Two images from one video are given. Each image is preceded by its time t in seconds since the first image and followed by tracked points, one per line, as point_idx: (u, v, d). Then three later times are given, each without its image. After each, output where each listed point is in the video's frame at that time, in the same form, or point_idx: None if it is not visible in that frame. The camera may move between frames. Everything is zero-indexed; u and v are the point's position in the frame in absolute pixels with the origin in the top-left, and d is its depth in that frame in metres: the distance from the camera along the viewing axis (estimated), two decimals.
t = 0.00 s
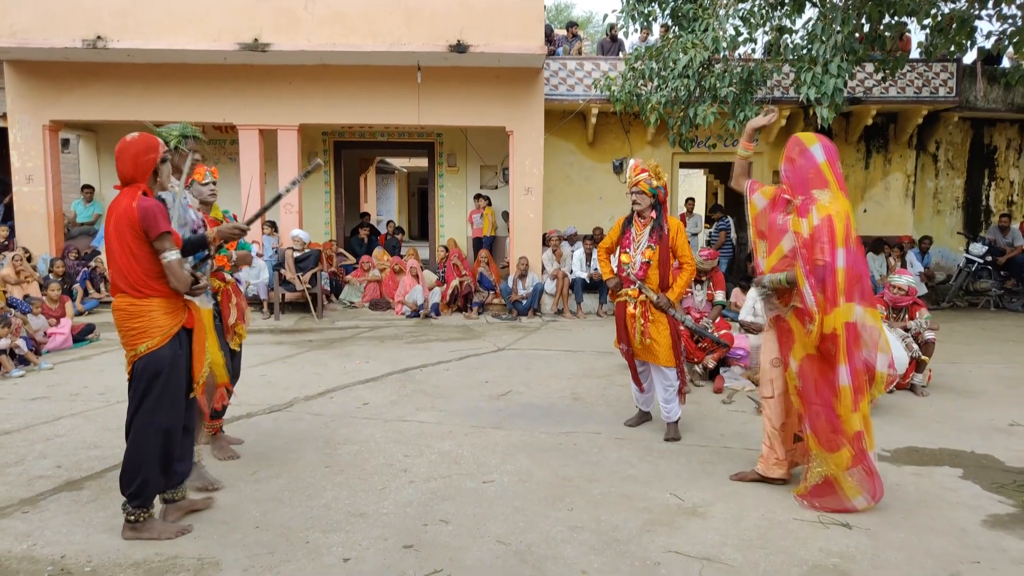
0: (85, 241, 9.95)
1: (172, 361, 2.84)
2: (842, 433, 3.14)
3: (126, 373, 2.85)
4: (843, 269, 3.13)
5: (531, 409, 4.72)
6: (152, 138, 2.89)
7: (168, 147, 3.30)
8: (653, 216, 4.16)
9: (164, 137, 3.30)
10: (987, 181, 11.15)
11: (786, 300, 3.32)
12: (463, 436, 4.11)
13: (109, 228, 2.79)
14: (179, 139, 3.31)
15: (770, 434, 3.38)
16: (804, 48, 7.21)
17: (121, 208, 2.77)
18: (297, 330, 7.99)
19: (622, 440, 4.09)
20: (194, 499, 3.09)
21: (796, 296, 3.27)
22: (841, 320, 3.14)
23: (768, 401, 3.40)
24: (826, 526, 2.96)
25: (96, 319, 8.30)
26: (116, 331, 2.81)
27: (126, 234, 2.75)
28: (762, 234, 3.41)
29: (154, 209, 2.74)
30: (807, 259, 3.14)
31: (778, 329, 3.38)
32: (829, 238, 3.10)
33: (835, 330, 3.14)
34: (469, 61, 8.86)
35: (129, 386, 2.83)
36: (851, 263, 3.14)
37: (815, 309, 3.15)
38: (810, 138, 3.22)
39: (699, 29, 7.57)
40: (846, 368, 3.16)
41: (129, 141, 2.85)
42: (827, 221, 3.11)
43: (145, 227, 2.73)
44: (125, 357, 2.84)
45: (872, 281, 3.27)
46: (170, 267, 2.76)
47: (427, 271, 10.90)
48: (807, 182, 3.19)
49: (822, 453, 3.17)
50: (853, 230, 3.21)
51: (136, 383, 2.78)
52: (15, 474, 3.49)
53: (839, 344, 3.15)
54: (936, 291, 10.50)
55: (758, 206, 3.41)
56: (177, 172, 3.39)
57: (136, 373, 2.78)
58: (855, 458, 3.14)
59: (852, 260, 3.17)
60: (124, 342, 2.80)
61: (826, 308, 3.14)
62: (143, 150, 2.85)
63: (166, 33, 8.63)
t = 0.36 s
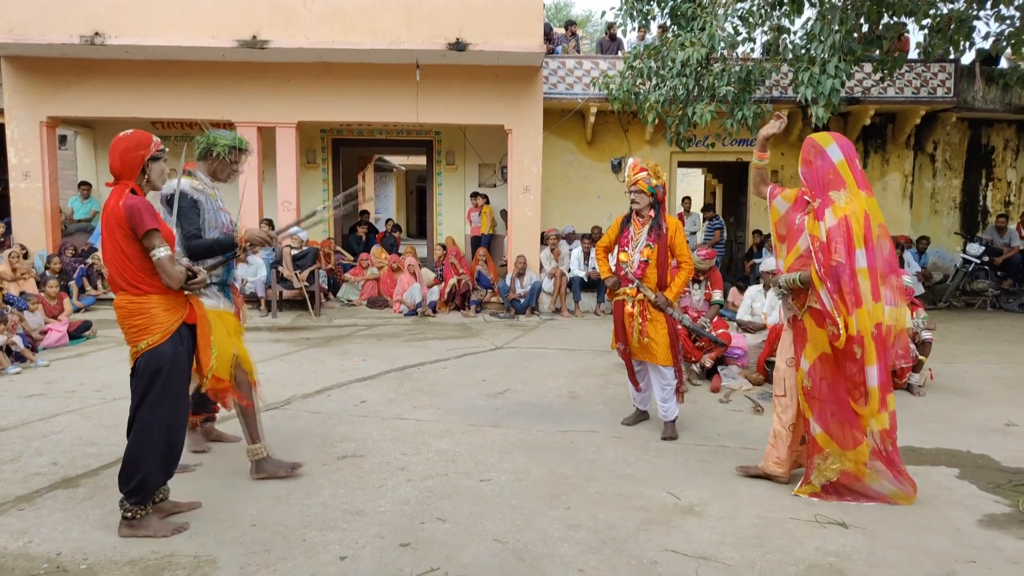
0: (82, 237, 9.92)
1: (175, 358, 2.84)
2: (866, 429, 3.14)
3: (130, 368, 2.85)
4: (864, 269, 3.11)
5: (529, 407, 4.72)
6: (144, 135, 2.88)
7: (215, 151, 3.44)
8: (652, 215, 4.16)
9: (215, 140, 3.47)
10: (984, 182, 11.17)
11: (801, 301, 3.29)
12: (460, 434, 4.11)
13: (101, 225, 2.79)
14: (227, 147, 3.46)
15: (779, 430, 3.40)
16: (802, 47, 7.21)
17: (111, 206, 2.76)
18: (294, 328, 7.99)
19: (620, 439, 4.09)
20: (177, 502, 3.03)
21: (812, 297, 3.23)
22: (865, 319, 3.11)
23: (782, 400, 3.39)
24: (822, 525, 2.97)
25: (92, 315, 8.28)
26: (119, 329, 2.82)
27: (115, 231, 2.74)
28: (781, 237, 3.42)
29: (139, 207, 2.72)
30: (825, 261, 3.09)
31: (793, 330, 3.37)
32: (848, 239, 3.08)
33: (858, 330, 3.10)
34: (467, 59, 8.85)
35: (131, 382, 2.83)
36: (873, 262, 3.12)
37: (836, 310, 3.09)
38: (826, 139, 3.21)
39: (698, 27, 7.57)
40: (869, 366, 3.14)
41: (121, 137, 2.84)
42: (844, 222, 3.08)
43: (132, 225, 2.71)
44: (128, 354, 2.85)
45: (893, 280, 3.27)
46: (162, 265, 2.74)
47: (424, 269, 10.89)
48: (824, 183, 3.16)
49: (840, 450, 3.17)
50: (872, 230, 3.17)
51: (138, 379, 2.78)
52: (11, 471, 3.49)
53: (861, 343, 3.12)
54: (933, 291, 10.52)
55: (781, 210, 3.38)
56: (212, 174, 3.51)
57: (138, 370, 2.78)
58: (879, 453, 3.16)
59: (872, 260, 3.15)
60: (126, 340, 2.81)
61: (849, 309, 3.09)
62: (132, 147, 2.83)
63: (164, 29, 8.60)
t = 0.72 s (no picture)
0: (73, 234, 9.85)
1: (169, 355, 2.82)
2: (860, 424, 3.09)
3: (123, 364, 2.84)
4: (864, 261, 3.09)
5: (522, 404, 4.72)
6: (145, 133, 2.87)
7: (296, 185, 3.44)
8: (645, 212, 4.17)
9: (299, 176, 3.47)
10: (975, 179, 11.24)
11: (794, 293, 3.31)
12: (453, 430, 4.11)
13: (94, 222, 2.77)
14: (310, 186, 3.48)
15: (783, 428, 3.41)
16: (795, 45, 7.24)
17: (105, 203, 2.74)
18: (286, 325, 7.96)
19: (612, 435, 4.10)
20: (169, 499, 3.03)
21: (806, 290, 3.23)
22: (859, 312, 3.08)
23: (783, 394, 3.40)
24: (813, 520, 2.99)
25: (83, 312, 8.23)
26: (111, 325, 2.80)
27: (109, 228, 2.72)
28: (778, 234, 3.43)
29: (135, 205, 2.70)
30: (817, 255, 3.11)
31: (789, 323, 3.38)
32: (842, 232, 3.06)
33: (851, 323, 3.08)
34: (460, 55, 8.83)
35: (125, 379, 2.81)
36: (869, 256, 3.09)
37: (829, 302, 3.09)
38: (822, 135, 3.20)
39: (691, 24, 7.58)
40: (864, 361, 3.10)
41: (121, 133, 2.83)
42: (839, 216, 3.07)
43: (128, 223, 2.69)
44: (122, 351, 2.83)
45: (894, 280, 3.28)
46: (157, 263, 2.73)
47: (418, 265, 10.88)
48: (820, 178, 3.15)
49: (818, 446, 3.17)
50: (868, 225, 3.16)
51: (132, 376, 2.76)
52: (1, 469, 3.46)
53: (854, 336, 3.10)
54: (924, 289, 10.58)
55: (780, 212, 3.40)
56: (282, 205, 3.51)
57: (132, 367, 2.76)
58: (873, 451, 3.08)
59: (870, 253, 3.12)
60: (119, 336, 2.79)
61: (843, 300, 3.07)
62: (132, 143, 2.82)
63: (155, 24, 8.56)
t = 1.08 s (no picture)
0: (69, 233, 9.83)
1: (164, 354, 2.82)
2: (864, 419, 3.06)
3: (117, 364, 2.83)
4: (866, 255, 3.07)
5: (519, 403, 4.72)
6: (141, 133, 2.88)
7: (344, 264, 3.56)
8: (641, 211, 4.17)
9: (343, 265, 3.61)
10: (971, 176, 11.26)
11: (792, 291, 3.31)
12: (450, 429, 4.10)
13: (89, 220, 2.75)
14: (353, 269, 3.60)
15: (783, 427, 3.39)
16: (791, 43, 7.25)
17: (101, 202, 2.73)
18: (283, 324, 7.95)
19: (610, 434, 4.10)
20: (166, 498, 3.02)
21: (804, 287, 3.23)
22: (862, 307, 3.06)
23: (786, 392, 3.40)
24: (810, 518, 2.99)
25: (80, 311, 8.21)
26: (105, 325, 2.78)
27: (106, 227, 2.72)
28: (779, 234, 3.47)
29: (132, 203, 2.69)
30: (816, 252, 3.11)
31: (785, 321, 3.38)
32: (841, 228, 3.06)
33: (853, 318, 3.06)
34: (457, 54, 8.82)
35: (120, 379, 2.80)
36: (871, 251, 3.08)
37: (828, 299, 3.10)
38: (819, 134, 3.21)
39: (687, 22, 7.57)
40: (864, 358, 3.08)
41: (117, 133, 2.83)
42: (837, 212, 3.08)
43: (126, 222, 2.69)
44: (116, 350, 2.81)
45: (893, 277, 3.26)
46: (157, 262, 2.73)
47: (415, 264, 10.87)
48: (817, 175, 3.16)
49: (817, 442, 3.19)
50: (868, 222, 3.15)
51: (128, 375, 2.76)
52: None
53: (857, 331, 3.07)
54: (920, 286, 10.60)
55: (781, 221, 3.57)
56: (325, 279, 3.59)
57: (128, 367, 2.76)
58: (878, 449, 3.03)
59: (872, 248, 3.10)
60: (114, 336, 2.78)
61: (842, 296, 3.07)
62: (128, 143, 2.82)
63: (151, 22, 8.53)
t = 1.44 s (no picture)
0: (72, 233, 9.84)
1: (158, 353, 2.82)
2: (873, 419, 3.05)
3: (111, 364, 2.83)
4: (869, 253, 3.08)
5: (521, 402, 4.72)
6: (139, 132, 2.88)
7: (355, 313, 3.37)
8: (643, 210, 4.16)
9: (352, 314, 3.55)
10: (974, 176, 11.24)
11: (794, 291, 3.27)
12: (452, 429, 4.11)
13: (85, 218, 2.76)
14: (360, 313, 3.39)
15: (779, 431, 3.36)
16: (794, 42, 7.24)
17: (97, 200, 2.74)
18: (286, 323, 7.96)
19: (611, 433, 4.10)
20: (167, 496, 3.03)
21: (806, 286, 3.20)
22: (869, 306, 3.06)
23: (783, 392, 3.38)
24: (812, 518, 2.99)
25: (83, 311, 8.22)
26: (99, 324, 2.79)
27: (103, 225, 2.73)
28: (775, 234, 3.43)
29: (129, 201, 2.71)
30: (826, 250, 3.08)
31: (786, 321, 3.36)
32: (847, 227, 3.06)
33: (860, 316, 3.06)
34: (459, 54, 8.82)
35: (114, 379, 2.80)
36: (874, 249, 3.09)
37: (835, 297, 3.08)
38: (818, 133, 3.21)
39: (689, 22, 7.57)
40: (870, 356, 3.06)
41: (116, 131, 2.84)
42: (842, 211, 3.07)
43: (124, 220, 2.70)
44: (109, 349, 2.82)
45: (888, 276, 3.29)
46: (154, 259, 2.75)
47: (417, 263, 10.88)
48: (819, 174, 3.14)
49: (817, 444, 3.14)
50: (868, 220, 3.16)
51: (122, 375, 2.76)
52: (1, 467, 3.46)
53: (864, 330, 3.06)
54: (923, 286, 10.59)
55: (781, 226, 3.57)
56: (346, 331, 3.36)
57: (122, 366, 2.76)
58: (884, 449, 3.03)
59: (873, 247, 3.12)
60: (108, 335, 2.78)
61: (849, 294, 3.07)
62: (126, 142, 2.83)
63: (154, 22, 8.54)
